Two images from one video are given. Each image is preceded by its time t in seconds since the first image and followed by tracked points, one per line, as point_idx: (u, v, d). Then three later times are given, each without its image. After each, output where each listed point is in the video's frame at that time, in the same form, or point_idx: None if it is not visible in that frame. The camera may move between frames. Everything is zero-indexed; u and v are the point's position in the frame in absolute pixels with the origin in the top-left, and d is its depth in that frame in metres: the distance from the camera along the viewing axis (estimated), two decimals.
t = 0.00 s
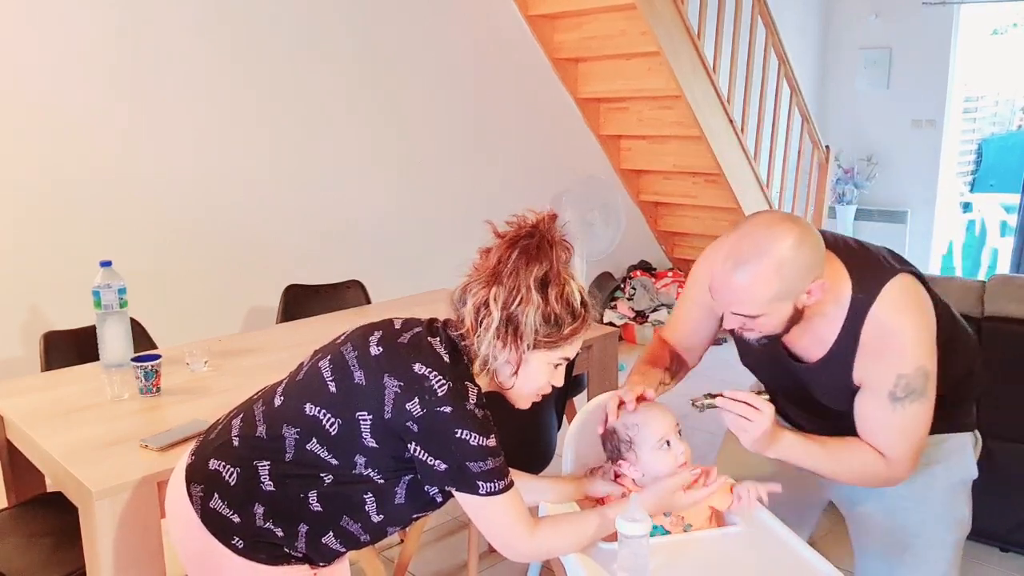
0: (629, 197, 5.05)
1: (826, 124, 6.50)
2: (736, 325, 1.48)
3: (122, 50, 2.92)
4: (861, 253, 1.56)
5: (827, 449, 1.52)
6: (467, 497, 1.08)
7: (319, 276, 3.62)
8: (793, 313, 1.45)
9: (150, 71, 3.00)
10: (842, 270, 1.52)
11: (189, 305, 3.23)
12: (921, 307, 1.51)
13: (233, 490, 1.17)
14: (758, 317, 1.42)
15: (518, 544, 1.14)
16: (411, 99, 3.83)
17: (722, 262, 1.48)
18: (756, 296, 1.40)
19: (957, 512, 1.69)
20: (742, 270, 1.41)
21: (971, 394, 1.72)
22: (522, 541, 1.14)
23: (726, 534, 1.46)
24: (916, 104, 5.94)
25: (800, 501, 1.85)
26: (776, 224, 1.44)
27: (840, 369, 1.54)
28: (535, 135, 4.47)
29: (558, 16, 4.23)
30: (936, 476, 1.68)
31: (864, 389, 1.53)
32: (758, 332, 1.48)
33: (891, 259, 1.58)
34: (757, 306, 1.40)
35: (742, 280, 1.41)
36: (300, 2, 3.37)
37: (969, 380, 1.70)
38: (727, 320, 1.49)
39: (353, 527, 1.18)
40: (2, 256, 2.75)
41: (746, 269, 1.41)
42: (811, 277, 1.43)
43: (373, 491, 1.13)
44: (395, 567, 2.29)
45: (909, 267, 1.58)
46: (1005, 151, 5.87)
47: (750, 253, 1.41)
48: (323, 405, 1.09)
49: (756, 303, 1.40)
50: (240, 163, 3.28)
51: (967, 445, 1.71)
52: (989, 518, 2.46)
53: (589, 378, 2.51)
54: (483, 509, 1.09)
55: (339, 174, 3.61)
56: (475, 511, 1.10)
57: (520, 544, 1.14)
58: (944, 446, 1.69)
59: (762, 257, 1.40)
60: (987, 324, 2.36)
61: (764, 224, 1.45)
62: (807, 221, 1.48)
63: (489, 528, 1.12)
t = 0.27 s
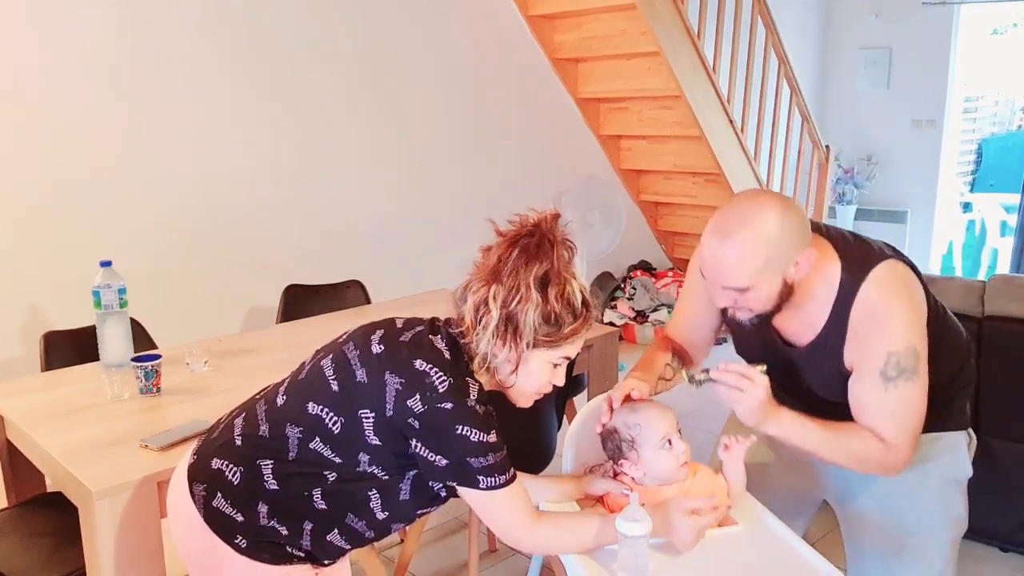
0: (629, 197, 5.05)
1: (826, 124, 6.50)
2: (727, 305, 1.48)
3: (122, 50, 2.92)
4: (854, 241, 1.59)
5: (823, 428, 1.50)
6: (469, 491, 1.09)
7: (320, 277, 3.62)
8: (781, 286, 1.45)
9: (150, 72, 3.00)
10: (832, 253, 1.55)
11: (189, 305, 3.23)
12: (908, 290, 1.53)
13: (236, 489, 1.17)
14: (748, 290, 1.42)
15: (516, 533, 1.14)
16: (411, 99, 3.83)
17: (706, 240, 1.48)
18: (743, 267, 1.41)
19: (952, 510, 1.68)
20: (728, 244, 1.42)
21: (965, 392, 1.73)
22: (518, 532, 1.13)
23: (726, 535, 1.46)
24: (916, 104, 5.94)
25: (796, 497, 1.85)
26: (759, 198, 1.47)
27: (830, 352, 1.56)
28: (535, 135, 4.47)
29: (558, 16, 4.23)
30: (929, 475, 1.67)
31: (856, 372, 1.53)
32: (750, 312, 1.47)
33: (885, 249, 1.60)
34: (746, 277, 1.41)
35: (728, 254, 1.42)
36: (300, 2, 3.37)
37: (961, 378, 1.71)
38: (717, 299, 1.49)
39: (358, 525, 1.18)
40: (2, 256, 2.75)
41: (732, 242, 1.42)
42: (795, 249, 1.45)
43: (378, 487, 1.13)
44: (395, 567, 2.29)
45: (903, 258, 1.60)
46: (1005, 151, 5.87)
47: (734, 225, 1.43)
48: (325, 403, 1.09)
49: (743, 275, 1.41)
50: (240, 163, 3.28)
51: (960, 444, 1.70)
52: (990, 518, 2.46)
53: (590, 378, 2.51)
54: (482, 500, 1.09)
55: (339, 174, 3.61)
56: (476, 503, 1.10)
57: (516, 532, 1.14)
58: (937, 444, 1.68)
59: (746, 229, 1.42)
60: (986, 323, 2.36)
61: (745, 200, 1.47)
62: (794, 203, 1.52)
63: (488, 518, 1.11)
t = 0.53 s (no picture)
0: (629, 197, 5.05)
1: (826, 124, 6.50)
2: (722, 278, 1.50)
3: (122, 50, 2.92)
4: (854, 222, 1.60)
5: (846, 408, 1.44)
6: (442, 487, 1.07)
7: (320, 277, 3.62)
8: (772, 257, 1.47)
9: (151, 72, 3.00)
10: (829, 229, 1.58)
11: (189, 306, 3.23)
12: (909, 261, 1.52)
13: (236, 487, 1.17)
14: (737, 260, 1.45)
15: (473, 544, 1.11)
16: (411, 99, 3.83)
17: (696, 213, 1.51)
18: (730, 238, 1.43)
19: (966, 514, 1.66)
20: (716, 217, 1.44)
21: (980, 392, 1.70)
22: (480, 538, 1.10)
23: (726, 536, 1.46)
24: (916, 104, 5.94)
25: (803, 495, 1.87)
26: (744, 169, 1.49)
27: (837, 331, 1.55)
28: (535, 136, 4.47)
29: (558, 16, 4.23)
30: (945, 477, 1.65)
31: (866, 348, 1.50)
32: (745, 285, 1.51)
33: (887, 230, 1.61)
34: (734, 245, 1.43)
35: (716, 227, 1.44)
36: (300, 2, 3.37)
37: (971, 378, 1.68)
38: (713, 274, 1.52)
39: (356, 525, 1.18)
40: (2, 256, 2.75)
41: (722, 213, 1.44)
42: (785, 217, 1.47)
43: (374, 486, 1.13)
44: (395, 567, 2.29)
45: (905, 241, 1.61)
46: (1005, 151, 5.87)
47: (720, 198, 1.46)
48: (324, 398, 1.10)
49: (731, 246, 1.43)
50: (240, 163, 3.28)
51: (976, 447, 1.67)
52: (990, 518, 2.46)
53: (590, 378, 2.51)
54: (452, 499, 1.08)
55: (339, 174, 3.61)
56: (444, 501, 1.09)
57: (471, 538, 1.10)
58: (949, 446, 1.66)
59: (732, 200, 1.44)
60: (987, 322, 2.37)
61: (735, 172, 1.50)
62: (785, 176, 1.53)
63: (450, 521, 1.09)
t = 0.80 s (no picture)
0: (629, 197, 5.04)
1: (827, 124, 6.50)
2: (729, 274, 1.48)
3: (121, 50, 2.92)
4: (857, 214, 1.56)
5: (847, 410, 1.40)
6: (425, 489, 1.04)
7: (320, 277, 3.62)
8: (778, 251, 1.45)
9: (151, 72, 3.00)
10: (833, 221, 1.54)
11: (189, 306, 3.23)
12: (914, 252, 1.47)
13: (233, 486, 1.17)
14: (742, 254, 1.43)
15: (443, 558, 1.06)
16: (411, 99, 3.83)
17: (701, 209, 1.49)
18: (733, 230, 1.41)
19: (982, 522, 1.63)
20: (719, 209, 1.43)
21: (998, 390, 1.64)
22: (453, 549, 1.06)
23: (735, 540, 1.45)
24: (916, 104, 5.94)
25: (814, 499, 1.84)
26: (748, 162, 1.48)
27: (841, 327, 1.51)
28: (535, 135, 4.48)
29: (558, 16, 4.24)
30: (961, 484, 1.63)
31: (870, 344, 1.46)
32: (756, 282, 1.48)
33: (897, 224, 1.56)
34: (738, 240, 1.41)
35: (719, 219, 1.42)
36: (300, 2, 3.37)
37: (992, 375, 1.62)
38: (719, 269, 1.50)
39: (349, 526, 1.17)
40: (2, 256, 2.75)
41: (723, 207, 1.43)
42: (788, 207, 1.44)
43: (366, 488, 1.13)
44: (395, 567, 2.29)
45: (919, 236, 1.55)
46: (1005, 150, 5.86)
47: (724, 190, 1.44)
48: (319, 393, 1.10)
49: (734, 239, 1.41)
50: (239, 163, 3.28)
51: (994, 453, 1.64)
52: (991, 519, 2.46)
53: (589, 378, 2.51)
54: (430, 503, 1.04)
55: (339, 174, 3.61)
56: (421, 505, 1.05)
57: (440, 547, 1.05)
58: (966, 450, 1.63)
59: (735, 191, 1.42)
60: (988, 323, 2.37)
61: (737, 167, 1.48)
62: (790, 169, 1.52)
63: (424, 527, 1.06)
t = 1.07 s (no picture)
0: (629, 197, 5.04)
1: (826, 124, 6.50)
2: (731, 274, 1.47)
3: (122, 49, 2.92)
4: (860, 213, 1.56)
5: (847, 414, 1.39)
6: (440, 484, 1.02)
7: (320, 277, 3.62)
8: (781, 252, 1.44)
9: (151, 72, 3.00)
10: (835, 220, 1.54)
11: (189, 306, 3.23)
12: (918, 251, 1.47)
13: (229, 487, 1.17)
14: (745, 254, 1.42)
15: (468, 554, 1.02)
16: (411, 99, 3.83)
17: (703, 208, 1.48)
18: (737, 230, 1.40)
19: (984, 522, 1.62)
20: (723, 209, 1.42)
21: (1001, 389, 1.65)
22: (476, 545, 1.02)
23: (758, 548, 1.41)
24: (916, 104, 5.95)
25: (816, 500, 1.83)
26: (751, 160, 1.47)
27: (843, 325, 1.51)
28: (535, 135, 4.48)
29: (558, 16, 4.24)
30: (962, 486, 1.62)
31: (872, 343, 1.45)
32: (756, 280, 1.46)
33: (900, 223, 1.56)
34: (742, 240, 1.40)
35: (723, 219, 1.41)
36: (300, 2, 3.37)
37: (990, 377, 1.62)
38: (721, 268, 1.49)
39: (347, 524, 1.17)
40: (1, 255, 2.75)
41: (727, 207, 1.42)
42: (792, 208, 1.43)
43: (363, 487, 1.12)
44: (395, 567, 2.29)
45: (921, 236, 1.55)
46: (1005, 150, 5.86)
47: (727, 189, 1.43)
48: (315, 393, 1.10)
49: (739, 238, 1.41)
50: (239, 163, 3.28)
51: (997, 453, 1.63)
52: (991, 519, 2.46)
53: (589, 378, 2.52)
54: (446, 496, 1.02)
55: (339, 174, 3.61)
56: (436, 500, 1.03)
57: (462, 544, 1.02)
58: (969, 451, 1.62)
59: (739, 190, 1.41)
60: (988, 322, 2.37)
61: (739, 166, 1.48)
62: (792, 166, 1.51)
63: (444, 522, 1.03)
